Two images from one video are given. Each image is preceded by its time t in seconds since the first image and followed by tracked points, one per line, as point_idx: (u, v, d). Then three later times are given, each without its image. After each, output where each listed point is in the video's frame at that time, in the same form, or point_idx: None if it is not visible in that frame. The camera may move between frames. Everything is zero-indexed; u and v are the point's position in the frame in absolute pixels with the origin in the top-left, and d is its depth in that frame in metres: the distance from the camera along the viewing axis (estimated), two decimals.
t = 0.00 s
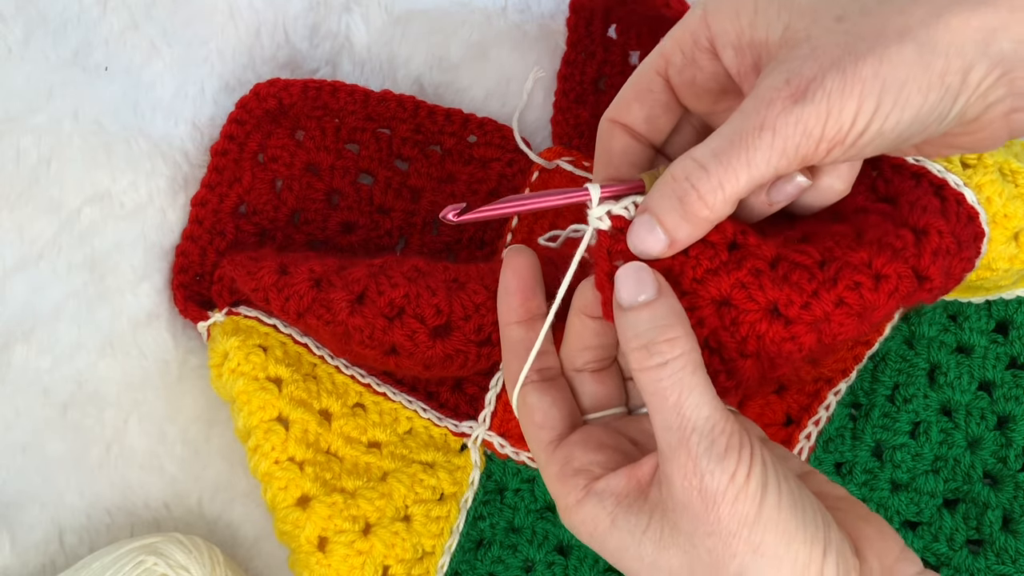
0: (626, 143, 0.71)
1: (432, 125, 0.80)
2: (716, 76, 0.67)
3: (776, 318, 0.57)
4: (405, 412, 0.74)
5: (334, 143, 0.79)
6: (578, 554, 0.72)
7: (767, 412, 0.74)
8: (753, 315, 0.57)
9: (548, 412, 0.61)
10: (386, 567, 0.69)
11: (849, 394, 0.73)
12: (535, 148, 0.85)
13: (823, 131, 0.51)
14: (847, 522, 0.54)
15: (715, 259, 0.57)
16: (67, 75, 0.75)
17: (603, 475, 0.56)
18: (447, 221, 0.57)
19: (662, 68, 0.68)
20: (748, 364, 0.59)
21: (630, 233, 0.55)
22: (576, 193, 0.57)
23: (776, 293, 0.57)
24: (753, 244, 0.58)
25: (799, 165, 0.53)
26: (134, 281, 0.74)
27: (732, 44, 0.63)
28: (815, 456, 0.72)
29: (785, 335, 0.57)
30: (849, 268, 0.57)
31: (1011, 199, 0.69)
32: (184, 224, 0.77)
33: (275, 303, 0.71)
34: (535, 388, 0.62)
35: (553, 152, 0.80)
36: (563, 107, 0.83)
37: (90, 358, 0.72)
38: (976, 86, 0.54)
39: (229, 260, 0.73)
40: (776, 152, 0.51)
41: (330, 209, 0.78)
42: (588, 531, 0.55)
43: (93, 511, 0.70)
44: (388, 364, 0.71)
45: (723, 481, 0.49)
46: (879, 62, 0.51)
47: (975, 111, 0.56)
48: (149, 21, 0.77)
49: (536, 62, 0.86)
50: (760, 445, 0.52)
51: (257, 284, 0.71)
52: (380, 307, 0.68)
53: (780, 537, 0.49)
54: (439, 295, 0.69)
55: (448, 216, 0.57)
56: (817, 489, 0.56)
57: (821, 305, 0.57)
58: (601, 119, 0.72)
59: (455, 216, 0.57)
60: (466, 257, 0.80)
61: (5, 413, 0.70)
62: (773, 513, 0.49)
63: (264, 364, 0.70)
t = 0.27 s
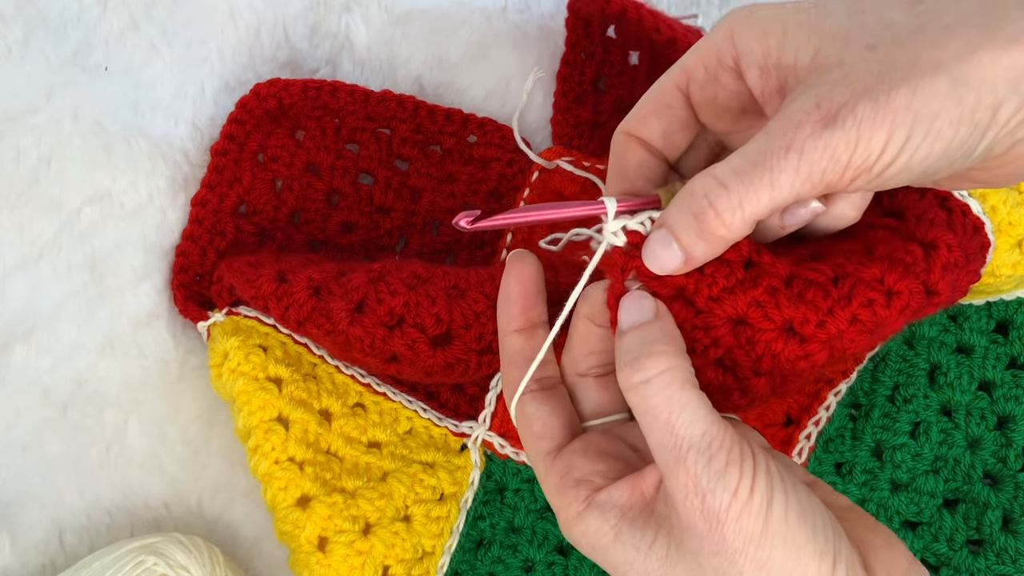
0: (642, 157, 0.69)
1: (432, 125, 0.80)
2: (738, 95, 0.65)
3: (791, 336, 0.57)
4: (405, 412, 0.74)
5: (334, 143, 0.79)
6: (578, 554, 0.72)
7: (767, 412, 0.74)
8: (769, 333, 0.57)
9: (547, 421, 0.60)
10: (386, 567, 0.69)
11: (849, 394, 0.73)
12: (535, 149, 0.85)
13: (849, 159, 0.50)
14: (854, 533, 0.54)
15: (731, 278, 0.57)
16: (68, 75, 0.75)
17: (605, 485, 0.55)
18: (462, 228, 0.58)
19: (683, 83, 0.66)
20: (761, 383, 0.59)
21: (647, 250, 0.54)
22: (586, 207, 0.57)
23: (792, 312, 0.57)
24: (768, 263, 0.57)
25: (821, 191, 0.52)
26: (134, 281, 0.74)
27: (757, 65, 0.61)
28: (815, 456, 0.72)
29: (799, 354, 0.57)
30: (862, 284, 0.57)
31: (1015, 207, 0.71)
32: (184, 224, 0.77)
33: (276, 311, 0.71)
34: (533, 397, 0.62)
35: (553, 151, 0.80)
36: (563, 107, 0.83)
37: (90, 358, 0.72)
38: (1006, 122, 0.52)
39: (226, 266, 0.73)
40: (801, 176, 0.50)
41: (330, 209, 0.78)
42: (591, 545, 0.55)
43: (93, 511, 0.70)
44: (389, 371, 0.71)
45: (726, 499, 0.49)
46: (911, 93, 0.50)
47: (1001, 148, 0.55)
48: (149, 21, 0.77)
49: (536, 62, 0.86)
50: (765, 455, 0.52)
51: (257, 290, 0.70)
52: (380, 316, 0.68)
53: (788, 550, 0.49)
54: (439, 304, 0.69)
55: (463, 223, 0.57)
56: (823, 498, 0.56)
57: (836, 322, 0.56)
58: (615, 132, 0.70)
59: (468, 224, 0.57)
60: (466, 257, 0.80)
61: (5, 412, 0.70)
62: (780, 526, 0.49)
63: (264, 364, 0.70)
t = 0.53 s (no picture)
0: (669, 145, 0.70)
1: (432, 126, 0.80)
2: (771, 85, 0.66)
3: (811, 331, 0.57)
4: (405, 412, 0.74)
5: (334, 143, 0.79)
6: (578, 554, 0.72)
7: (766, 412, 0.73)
8: (790, 327, 0.57)
9: (561, 406, 0.60)
10: (386, 567, 0.69)
11: (849, 394, 0.73)
12: (535, 149, 0.85)
13: (887, 147, 0.50)
14: (871, 518, 0.54)
15: (755, 269, 0.57)
16: (68, 75, 0.75)
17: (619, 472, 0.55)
18: (486, 202, 0.57)
19: (716, 73, 0.67)
20: (778, 377, 0.59)
21: (674, 237, 0.54)
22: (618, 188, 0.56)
23: (814, 306, 0.57)
24: (790, 257, 0.57)
25: (856, 180, 0.51)
26: (134, 281, 0.74)
27: (793, 54, 0.61)
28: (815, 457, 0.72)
29: (818, 349, 0.57)
30: (883, 280, 0.57)
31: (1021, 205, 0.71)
32: (184, 224, 0.77)
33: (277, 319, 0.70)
34: (548, 381, 0.61)
35: (554, 152, 0.82)
36: (563, 108, 0.83)
37: (90, 358, 0.72)
38: None
39: (222, 270, 0.73)
40: (837, 164, 0.50)
41: (330, 209, 0.78)
42: (605, 532, 0.55)
43: (93, 511, 0.70)
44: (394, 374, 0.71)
45: (741, 485, 0.49)
46: (952, 84, 0.50)
47: None
48: (150, 21, 0.77)
49: (536, 62, 0.86)
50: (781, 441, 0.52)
51: (258, 299, 0.70)
52: (383, 321, 0.68)
53: (805, 537, 0.49)
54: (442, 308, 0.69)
55: (488, 197, 0.56)
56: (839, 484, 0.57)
57: (857, 319, 0.57)
58: (643, 119, 0.72)
59: (495, 198, 0.56)
60: (466, 257, 0.81)
61: (5, 412, 0.70)
62: (796, 513, 0.49)
63: (263, 364, 0.70)
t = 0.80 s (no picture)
0: (675, 130, 0.70)
1: (432, 125, 0.80)
2: (779, 69, 0.67)
3: (820, 314, 0.56)
4: (405, 412, 0.74)
5: (334, 143, 0.79)
6: (578, 554, 0.72)
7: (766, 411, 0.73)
8: (798, 312, 0.56)
9: (574, 392, 0.60)
10: (386, 567, 0.69)
11: (849, 394, 0.73)
12: (535, 148, 0.85)
13: (900, 120, 0.50)
14: (877, 512, 0.54)
15: (764, 253, 0.56)
16: (68, 75, 0.75)
17: (625, 464, 0.56)
18: (493, 180, 0.58)
19: (723, 58, 0.68)
20: (784, 360, 0.58)
21: (684, 220, 0.54)
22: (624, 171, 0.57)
23: (824, 289, 0.56)
24: (799, 240, 0.56)
25: (869, 156, 0.52)
26: (134, 281, 0.74)
27: (801, 35, 0.62)
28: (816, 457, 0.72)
29: (827, 333, 0.56)
30: (893, 263, 0.56)
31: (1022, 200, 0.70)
32: (184, 224, 0.77)
33: (279, 323, 0.70)
34: (561, 366, 0.61)
35: (553, 151, 0.82)
36: (563, 107, 0.83)
37: (90, 358, 0.72)
38: None
39: (223, 271, 0.73)
40: (850, 137, 0.50)
41: (330, 209, 0.78)
42: (611, 519, 0.57)
43: (93, 511, 0.70)
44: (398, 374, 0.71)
45: (732, 488, 0.49)
46: (964, 57, 0.50)
47: None
48: (150, 21, 0.77)
49: (536, 62, 0.86)
50: (779, 439, 0.51)
51: (258, 302, 0.70)
52: (386, 321, 0.68)
53: (799, 539, 0.49)
54: (445, 306, 0.69)
55: (494, 176, 0.58)
56: (846, 474, 0.56)
57: (866, 303, 0.56)
58: (649, 106, 0.72)
59: (501, 177, 0.58)
60: (466, 257, 0.81)
61: (5, 412, 0.70)
62: (790, 516, 0.49)
63: (263, 364, 0.70)
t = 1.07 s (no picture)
0: (666, 126, 0.70)
1: (432, 125, 0.80)
2: (768, 61, 0.67)
3: (815, 306, 0.56)
4: (405, 412, 0.74)
5: (334, 143, 0.79)
6: (578, 554, 0.72)
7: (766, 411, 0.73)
8: (792, 304, 0.56)
9: (574, 391, 0.60)
10: (386, 567, 0.69)
11: (849, 394, 0.73)
12: (535, 148, 0.85)
13: (891, 109, 0.50)
14: (870, 519, 0.54)
15: (758, 245, 0.56)
16: (68, 75, 0.75)
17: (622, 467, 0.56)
18: (486, 180, 0.57)
19: (711, 52, 0.68)
20: (780, 353, 0.58)
21: (677, 212, 0.54)
22: (617, 166, 0.57)
23: (818, 281, 0.55)
24: (793, 232, 0.56)
25: (861, 145, 0.52)
26: (134, 281, 0.74)
27: (790, 27, 0.62)
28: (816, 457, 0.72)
29: (823, 324, 0.56)
30: (890, 254, 0.56)
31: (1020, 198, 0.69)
32: (184, 224, 0.77)
33: (279, 322, 0.70)
34: (562, 364, 0.61)
35: (553, 152, 0.82)
36: (563, 107, 0.83)
37: (90, 358, 0.72)
38: None
39: (223, 271, 0.73)
40: (842, 127, 0.50)
41: (330, 209, 0.78)
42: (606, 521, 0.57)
43: (93, 511, 0.70)
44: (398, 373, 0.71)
45: (719, 498, 0.49)
46: (953, 43, 0.51)
47: None
48: (150, 21, 0.77)
49: (536, 62, 0.86)
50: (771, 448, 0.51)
51: (258, 302, 0.70)
52: (386, 321, 0.68)
53: (785, 550, 0.49)
54: (445, 305, 0.69)
55: (487, 175, 0.57)
56: (842, 478, 0.56)
57: (861, 295, 0.56)
58: (639, 102, 0.71)
59: (493, 176, 0.57)
60: (466, 257, 0.81)
61: (5, 412, 0.70)
62: (776, 528, 0.49)
63: (264, 364, 0.70)
